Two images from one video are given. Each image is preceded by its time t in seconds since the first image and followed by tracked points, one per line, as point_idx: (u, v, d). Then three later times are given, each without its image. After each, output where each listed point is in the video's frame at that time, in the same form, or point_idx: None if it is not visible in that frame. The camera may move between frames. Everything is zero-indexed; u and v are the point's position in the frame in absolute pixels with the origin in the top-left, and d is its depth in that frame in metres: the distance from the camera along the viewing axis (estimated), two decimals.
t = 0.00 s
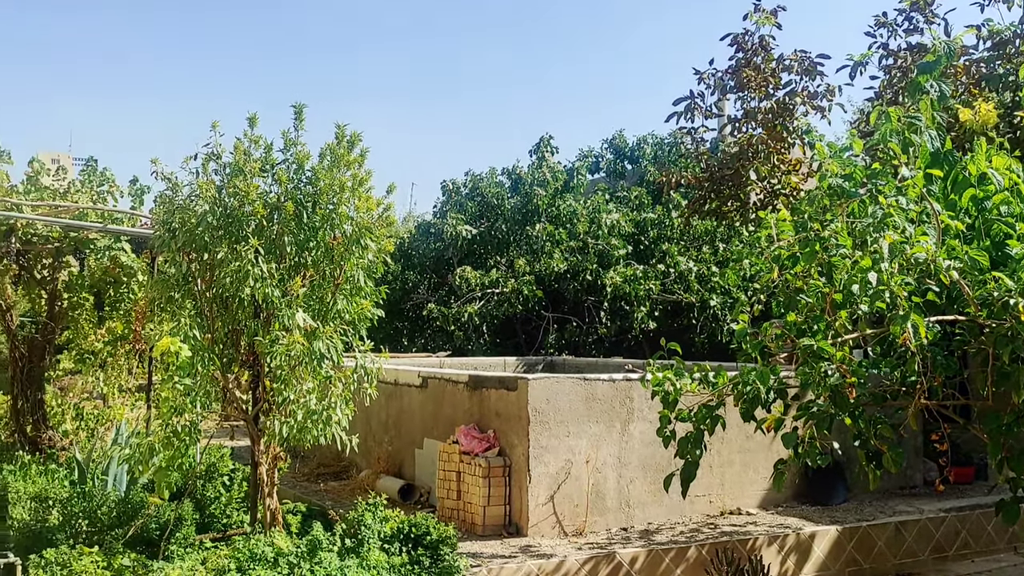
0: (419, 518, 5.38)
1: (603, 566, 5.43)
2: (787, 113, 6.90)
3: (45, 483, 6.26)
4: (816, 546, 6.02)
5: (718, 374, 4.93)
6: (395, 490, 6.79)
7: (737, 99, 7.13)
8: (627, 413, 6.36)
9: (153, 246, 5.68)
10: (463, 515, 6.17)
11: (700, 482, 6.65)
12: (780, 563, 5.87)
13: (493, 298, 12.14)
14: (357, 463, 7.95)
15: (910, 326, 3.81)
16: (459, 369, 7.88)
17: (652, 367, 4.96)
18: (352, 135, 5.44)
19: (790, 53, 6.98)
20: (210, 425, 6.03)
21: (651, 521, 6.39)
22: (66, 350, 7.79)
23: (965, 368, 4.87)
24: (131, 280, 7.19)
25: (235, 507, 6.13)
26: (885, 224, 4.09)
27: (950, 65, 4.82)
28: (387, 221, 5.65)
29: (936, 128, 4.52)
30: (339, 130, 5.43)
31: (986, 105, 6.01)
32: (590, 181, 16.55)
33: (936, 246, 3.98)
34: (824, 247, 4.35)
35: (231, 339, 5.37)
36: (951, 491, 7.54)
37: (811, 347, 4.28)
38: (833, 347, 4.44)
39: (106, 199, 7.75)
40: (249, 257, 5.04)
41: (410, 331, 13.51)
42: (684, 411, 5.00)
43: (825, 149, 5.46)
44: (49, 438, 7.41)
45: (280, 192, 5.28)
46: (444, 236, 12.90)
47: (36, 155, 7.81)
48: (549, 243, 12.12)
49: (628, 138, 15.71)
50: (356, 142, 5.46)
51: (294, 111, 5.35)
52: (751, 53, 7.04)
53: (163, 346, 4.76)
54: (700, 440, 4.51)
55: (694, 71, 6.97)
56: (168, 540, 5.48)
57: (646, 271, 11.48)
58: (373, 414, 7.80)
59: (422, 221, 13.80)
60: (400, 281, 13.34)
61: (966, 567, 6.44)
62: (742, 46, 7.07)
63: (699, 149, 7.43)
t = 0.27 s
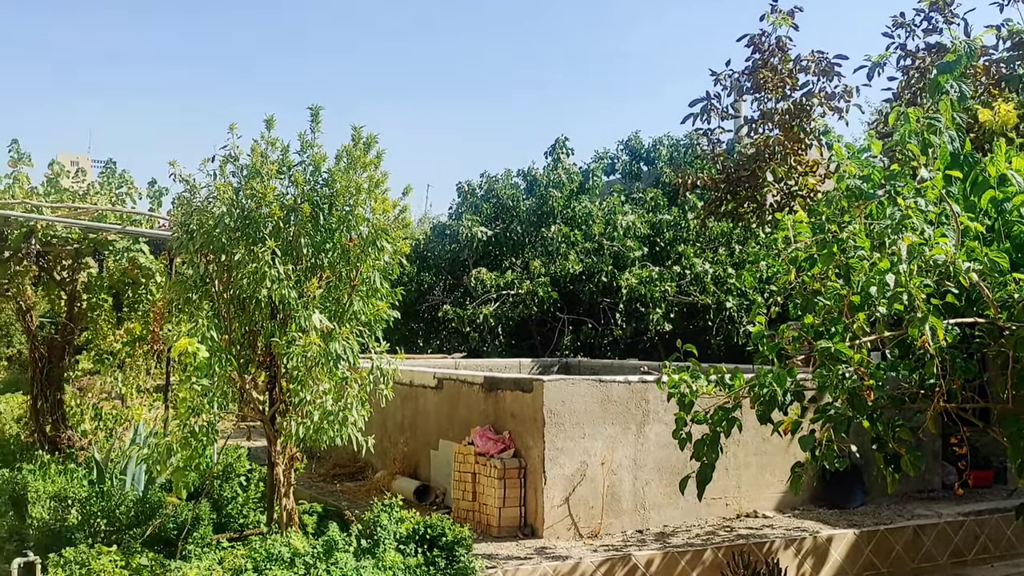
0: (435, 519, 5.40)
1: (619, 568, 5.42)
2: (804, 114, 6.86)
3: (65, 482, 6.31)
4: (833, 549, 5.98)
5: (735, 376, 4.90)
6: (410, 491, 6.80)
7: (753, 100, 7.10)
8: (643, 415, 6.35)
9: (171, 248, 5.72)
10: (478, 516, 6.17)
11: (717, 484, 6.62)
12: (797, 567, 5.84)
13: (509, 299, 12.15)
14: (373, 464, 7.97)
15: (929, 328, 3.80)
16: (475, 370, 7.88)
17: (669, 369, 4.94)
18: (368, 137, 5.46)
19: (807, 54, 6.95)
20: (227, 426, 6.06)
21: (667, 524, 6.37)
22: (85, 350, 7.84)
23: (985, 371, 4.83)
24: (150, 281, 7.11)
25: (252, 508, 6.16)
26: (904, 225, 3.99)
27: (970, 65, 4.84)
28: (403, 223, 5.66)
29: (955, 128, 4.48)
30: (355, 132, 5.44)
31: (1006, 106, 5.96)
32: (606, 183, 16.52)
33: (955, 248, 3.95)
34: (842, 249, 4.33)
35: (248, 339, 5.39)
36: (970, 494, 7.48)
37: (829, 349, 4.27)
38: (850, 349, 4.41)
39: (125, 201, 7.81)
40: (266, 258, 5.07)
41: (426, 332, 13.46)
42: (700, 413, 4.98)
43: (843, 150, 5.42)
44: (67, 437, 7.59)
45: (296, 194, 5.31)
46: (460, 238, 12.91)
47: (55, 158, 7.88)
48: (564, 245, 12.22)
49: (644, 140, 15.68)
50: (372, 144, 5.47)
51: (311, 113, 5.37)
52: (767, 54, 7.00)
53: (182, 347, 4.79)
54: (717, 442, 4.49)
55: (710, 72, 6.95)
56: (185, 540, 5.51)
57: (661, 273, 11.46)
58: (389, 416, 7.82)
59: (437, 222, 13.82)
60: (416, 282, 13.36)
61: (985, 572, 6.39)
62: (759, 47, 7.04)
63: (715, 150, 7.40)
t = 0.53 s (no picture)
0: (447, 520, 5.41)
1: (632, 570, 5.41)
2: (818, 114, 6.82)
3: (80, 483, 6.35)
4: (847, 552, 5.95)
5: (748, 378, 4.88)
6: (423, 492, 6.81)
7: (767, 101, 7.08)
8: (656, 417, 6.33)
9: (185, 249, 5.75)
10: (491, 517, 6.17)
11: (730, 486, 6.60)
12: (811, 569, 5.81)
13: (521, 300, 12.15)
14: (385, 465, 7.98)
15: (946, 330, 3.80)
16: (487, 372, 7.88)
17: (682, 371, 4.93)
18: (381, 139, 5.47)
19: (821, 54, 6.92)
20: (241, 427, 6.08)
21: (680, 526, 6.35)
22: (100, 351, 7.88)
23: (1001, 372, 4.79)
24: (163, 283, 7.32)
25: (266, 508, 6.18)
26: (920, 226, 3.98)
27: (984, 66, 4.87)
28: (416, 224, 5.67)
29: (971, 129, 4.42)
30: (368, 134, 5.46)
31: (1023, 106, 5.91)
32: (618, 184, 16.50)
33: (971, 248, 3.92)
34: (857, 250, 4.31)
35: (262, 340, 5.39)
36: (986, 497, 7.42)
37: (844, 351, 4.25)
38: (865, 351, 4.38)
39: (139, 203, 7.85)
40: (279, 260, 5.08)
41: (438, 334, 13.48)
42: (714, 414, 4.96)
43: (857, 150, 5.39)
44: (83, 438, 7.64)
45: (309, 196, 5.32)
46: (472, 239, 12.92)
47: (71, 160, 7.93)
48: (576, 247, 12.11)
49: (656, 141, 15.65)
50: (385, 145, 5.48)
51: (324, 115, 5.39)
52: (781, 54, 6.98)
53: (196, 349, 4.82)
54: (730, 443, 4.47)
55: (723, 73, 6.93)
56: (199, 540, 5.53)
57: (674, 274, 11.43)
58: (401, 417, 7.83)
59: (450, 223, 13.84)
60: (428, 284, 13.38)
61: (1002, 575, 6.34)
62: (773, 47, 7.02)
63: (728, 151, 7.38)
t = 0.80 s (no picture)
0: (465, 519, 5.43)
1: (650, 570, 5.39)
2: (838, 112, 6.76)
3: (101, 480, 6.39)
4: (867, 553, 5.91)
5: (767, 377, 4.85)
6: (441, 491, 6.83)
7: (785, 99, 7.03)
8: (674, 416, 6.31)
9: (205, 249, 5.79)
10: (508, 516, 6.17)
11: (749, 486, 6.57)
12: (831, 570, 5.78)
13: (538, 299, 12.15)
14: (403, 464, 8.01)
15: (969, 329, 3.77)
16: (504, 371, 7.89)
17: (700, 370, 4.91)
18: (398, 139, 5.48)
19: (840, 52, 6.87)
20: (260, 425, 6.11)
21: (698, 526, 6.33)
22: (121, 350, 7.94)
23: None
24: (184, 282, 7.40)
25: (284, 506, 6.21)
26: (941, 224, 4.01)
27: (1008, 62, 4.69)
28: (434, 224, 5.68)
29: (992, 128, 4.37)
30: (386, 134, 5.47)
31: None
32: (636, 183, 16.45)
33: (993, 246, 3.88)
34: (878, 248, 4.28)
35: (281, 339, 5.40)
36: (1009, 497, 7.34)
37: (864, 350, 4.23)
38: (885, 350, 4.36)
39: (159, 203, 7.91)
40: (298, 259, 5.10)
41: (455, 333, 13.55)
42: (733, 414, 4.94)
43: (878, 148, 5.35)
44: (104, 436, 7.54)
45: (328, 196, 5.34)
46: (489, 238, 12.93)
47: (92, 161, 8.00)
48: (593, 245, 12.12)
49: (674, 139, 15.59)
50: (403, 145, 5.49)
51: (342, 115, 5.40)
52: (800, 52, 6.94)
53: (215, 348, 4.85)
54: (749, 443, 4.45)
55: (741, 71, 6.89)
56: (219, 538, 5.58)
57: (692, 273, 11.38)
58: (419, 416, 7.85)
59: (467, 223, 13.86)
60: (446, 283, 13.40)
61: None
62: (792, 45, 6.98)
63: (747, 149, 7.34)
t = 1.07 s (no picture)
0: (484, 515, 5.45)
1: (669, 567, 5.38)
2: (859, 108, 6.71)
3: (124, 475, 6.46)
4: (889, 551, 5.87)
5: (788, 374, 4.83)
6: (459, 487, 6.85)
7: (806, 94, 6.99)
8: (693, 413, 6.29)
9: (226, 246, 5.83)
10: (527, 513, 6.19)
11: (769, 484, 6.54)
12: (852, 568, 5.75)
13: (557, 297, 12.15)
14: (422, 460, 8.04)
15: (991, 325, 3.73)
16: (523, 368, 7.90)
17: (720, 367, 4.90)
18: (418, 136, 5.50)
19: (862, 47, 6.82)
20: (281, 422, 6.16)
21: (718, 523, 6.32)
22: (144, 347, 8.02)
23: None
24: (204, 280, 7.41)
25: (305, 502, 6.25)
26: (964, 220, 3.92)
27: None
28: (453, 221, 5.69)
29: (1016, 123, 4.37)
30: (405, 131, 5.49)
31: None
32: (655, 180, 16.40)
33: (1017, 242, 3.85)
34: (899, 244, 4.25)
35: (301, 336, 5.47)
36: None
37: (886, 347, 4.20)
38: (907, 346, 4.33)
39: (181, 201, 7.98)
40: (318, 257, 5.13)
41: (473, 330, 13.57)
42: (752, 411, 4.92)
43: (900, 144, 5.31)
44: (127, 431, 7.61)
45: (347, 193, 5.37)
46: (508, 236, 12.94)
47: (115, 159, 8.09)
48: (612, 242, 12.13)
49: (693, 136, 15.53)
50: (422, 142, 5.51)
51: (361, 113, 5.43)
52: (821, 47, 6.90)
53: (236, 344, 4.89)
54: (769, 440, 4.43)
55: (761, 66, 6.85)
56: (241, 533, 5.59)
57: (712, 270, 11.33)
58: (438, 412, 7.88)
59: (486, 220, 13.88)
60: (464, 280, 13.43)
61: None
62: (812, 40, 6.93)
63: (767, 145, 7.30)
